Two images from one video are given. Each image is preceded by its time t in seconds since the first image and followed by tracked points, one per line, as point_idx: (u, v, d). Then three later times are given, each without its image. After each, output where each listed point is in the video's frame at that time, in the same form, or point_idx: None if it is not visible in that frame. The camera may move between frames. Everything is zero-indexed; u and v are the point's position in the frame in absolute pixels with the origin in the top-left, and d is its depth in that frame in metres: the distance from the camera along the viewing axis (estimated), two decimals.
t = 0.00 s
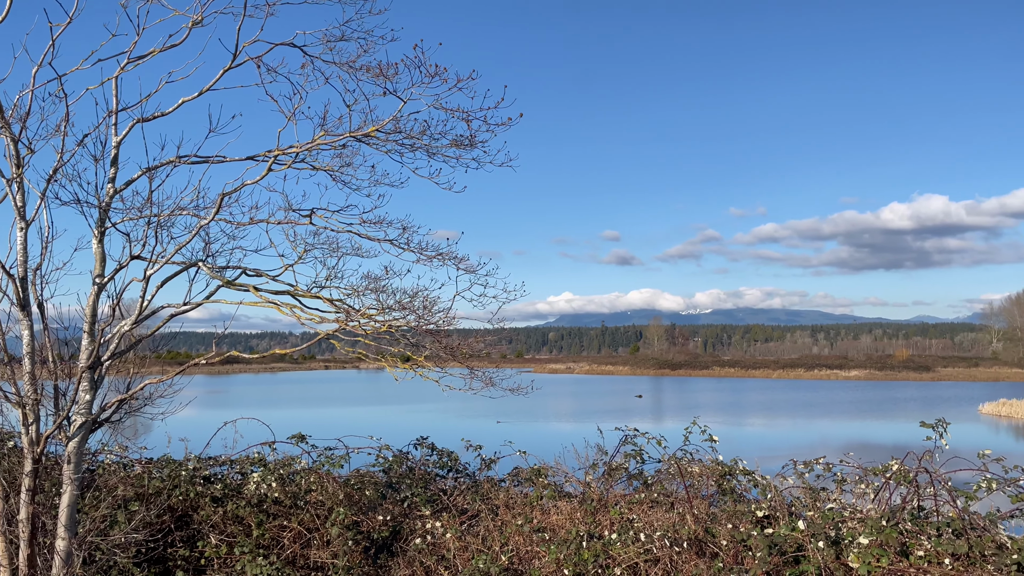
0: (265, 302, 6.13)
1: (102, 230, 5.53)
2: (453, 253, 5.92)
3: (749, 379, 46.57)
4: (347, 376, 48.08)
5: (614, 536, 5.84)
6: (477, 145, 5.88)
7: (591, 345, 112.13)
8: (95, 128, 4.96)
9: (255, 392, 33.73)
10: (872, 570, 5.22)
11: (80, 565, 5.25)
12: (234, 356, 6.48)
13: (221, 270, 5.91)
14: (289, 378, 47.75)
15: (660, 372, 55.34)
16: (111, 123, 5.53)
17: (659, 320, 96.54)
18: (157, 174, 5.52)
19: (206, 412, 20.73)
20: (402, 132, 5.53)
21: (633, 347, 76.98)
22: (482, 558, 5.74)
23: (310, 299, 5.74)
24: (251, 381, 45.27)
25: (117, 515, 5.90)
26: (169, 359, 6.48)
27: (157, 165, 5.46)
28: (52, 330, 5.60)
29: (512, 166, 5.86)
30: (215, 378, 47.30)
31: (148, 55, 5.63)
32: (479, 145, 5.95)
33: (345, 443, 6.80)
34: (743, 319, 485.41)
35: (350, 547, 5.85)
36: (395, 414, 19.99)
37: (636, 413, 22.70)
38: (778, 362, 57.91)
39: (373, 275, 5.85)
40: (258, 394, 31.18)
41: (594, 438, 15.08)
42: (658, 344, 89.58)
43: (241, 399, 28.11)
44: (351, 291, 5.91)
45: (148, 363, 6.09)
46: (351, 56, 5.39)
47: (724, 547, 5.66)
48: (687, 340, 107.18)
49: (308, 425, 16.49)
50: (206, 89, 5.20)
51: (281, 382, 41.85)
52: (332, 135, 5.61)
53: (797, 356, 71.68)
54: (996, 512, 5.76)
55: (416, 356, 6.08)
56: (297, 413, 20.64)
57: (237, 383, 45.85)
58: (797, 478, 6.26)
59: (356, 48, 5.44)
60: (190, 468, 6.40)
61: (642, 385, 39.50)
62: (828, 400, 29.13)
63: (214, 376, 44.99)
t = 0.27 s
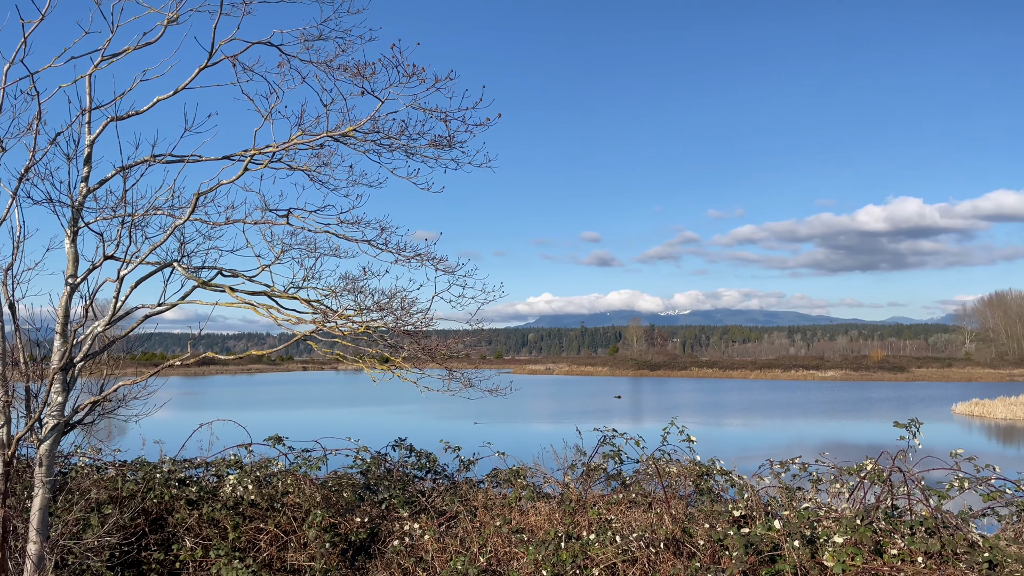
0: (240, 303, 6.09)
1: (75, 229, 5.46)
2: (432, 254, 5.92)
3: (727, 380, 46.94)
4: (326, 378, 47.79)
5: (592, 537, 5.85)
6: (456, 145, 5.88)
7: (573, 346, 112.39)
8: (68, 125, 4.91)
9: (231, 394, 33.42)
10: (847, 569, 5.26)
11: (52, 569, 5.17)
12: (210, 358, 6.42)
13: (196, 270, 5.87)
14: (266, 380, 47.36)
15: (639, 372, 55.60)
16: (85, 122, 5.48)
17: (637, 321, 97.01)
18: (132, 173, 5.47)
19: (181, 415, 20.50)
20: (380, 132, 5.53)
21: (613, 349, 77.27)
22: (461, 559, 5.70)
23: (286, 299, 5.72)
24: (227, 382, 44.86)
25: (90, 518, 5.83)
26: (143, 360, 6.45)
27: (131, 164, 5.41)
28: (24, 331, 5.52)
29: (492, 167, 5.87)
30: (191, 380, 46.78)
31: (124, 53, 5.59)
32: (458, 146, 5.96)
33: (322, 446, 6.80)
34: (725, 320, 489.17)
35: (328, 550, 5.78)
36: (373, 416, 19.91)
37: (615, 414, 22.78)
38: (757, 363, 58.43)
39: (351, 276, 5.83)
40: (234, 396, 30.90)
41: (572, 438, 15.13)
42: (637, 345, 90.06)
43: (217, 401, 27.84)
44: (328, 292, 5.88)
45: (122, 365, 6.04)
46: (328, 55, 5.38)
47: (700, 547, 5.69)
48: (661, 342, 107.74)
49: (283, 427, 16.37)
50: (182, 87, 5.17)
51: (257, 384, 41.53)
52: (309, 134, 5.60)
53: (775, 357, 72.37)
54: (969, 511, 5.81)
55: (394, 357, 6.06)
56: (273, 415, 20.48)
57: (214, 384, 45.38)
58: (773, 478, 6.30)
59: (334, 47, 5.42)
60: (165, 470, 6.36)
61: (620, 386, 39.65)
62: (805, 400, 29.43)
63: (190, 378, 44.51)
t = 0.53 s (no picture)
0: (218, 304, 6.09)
1: (47, 228, 5.39)
2: (410, 255, 5.91)
3: (706, 380, 47.26)
4: (304, 379, 47.51)
5: (571, 538, 5.85)
6: (434, 146, 5.86)
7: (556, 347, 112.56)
8: (41, 123, 4.85)
9: (208, 395, 33.10)
10: (822, 568, 5.30)
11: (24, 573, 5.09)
12: (187, 359, 6.37)
13: (172, 270, 5.86)
14: (244, 381, 46.94)
15: (619, 373, 55.79)
16: (58, 120, 5.42)
17: (618, 322, 97.43)
18: (106, 172, 5.42)
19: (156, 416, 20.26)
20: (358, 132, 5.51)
21: (593, 349, 77.53)
22: (439, 561, 5.69)
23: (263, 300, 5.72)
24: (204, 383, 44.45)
25: (63, 521, 5.74)
26: (117, 362, 6.38)
27: (106, 163, 5.38)
28: None
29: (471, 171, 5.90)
30: (166, 381, 46.24)
31: (98, 51, 5.53)
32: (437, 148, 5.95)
33: (300, 448, 6.77)
34: (708, 321, 492.22)
35: (305, 552, 5.74)
36: (352, 417, 19.81)
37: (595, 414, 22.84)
38: (736, 363, 58.87)
39: (329, 277, 5.82)
40: (211, 398, 30.61)
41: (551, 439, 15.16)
42: (616, 345, 90.48)
43: (193, 402, 27.56)
44: (307, 293, 5.88)
45: (97, 367, 5.98)
46: (306, 54, 5.35)
47: (679, 547, 5.72)
48: (643, 341, 108.02)
49: (260, 428, 16.25)
50: (158, 86, 5.13)
51: (235, 385, 41.19)
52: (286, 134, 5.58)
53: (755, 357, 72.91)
54: (942, 510, 5.87)
55: (372, 358, 6.05)
56: (251, 416, 20.31)
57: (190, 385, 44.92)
58: (750, 478, 6.35)
59: (311, 46, 5.40)
60: (140, 473, 6.30)
61: (599, 387, 39.77)
62: (783, 400, 29.70)
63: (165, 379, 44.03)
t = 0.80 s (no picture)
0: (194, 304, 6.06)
1: (20, 227, 5.33)
2: (388, 256, 5.91)
3: (684, 381, 47.60)
4: (283, 380, 47.21)
5: (549, 539, 5.85)
6: (413, 146, 5.86)
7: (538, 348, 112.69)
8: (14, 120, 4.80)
9: (184, 396, 32.77)
10: (797, 567, 5.35)
11: None
12: (162, 359, 6.30)
13: (147, 270, 5.89)
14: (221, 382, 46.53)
15: (598, 373, 56.05)
16: (32, 118, 5.38)
17: (598, 323, 97.86)
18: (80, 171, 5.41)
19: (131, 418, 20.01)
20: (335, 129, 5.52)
21: (573, 349, 77.79)
22: (417, 562, 5.67)
23: (240, 300, 5.76)
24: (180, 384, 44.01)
25: (35, 524, 5.65)
26: (91, 362, 6.29)
27: (81, 162, 5.40)
28: None
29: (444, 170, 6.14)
30: (142, 383, 45.72)
31: (73, 48, 5.51)
32: (416, 148, 5.96)
33: (277, 449, 6.73)
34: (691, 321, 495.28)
35: (282, 554, 5.70)
36: (331, 418, 19.71)
37: (575, 415, 22.91)
38: (715, 364, 59.35)
39: (307, 278, 5.83)
40: (188, 399, 30.29)
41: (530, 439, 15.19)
42: (596, 346, 90.91)
43: (168, 404, 27.26)
44: (284, 294, 5.90)
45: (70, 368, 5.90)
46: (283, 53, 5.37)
47: (656, 547, 5.74)
48: (622, 343, 108.70)
49: (236, 430, 16.14)
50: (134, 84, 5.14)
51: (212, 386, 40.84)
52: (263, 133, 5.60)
53: (734, 358, 73.58)
54: (916, 509, 5.92)
55: (350, 359, 6.04)
56: (228, 418, 20.16)
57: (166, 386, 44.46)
58: (727, 478, 6.39)
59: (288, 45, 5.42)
60: (114, 475, 6.23)
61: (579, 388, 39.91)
62: (760, 400, 29.97)
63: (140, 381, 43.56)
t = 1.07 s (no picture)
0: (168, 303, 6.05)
1: None
2: (365, 256, 5.90)
3: (663, 382, 47.90)
4: (260, 381, 46.87)
5: (527, 539, 5.85)
6: (391, 146, 5.84)
7: (521, 348, 112.79)
8: None
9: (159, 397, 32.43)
10: (772, 566, 5.39)
11: None
12: (137, 360, 6.23)
13: (120, 269, 5.86)
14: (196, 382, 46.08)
15: (578, 373, 56.26)
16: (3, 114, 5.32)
17: (576, 324, 98.15)
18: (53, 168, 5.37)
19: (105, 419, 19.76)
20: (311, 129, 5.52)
21: (553, 350, 77.98)
22: (394, 563, 5.67)
23: (215, 300, 5.78)
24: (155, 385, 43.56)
25: (6, 526, 5.56)
26: (61, 363, 6.20)
27: (53, 158, 5.38)
28: None
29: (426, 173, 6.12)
30: (116, 383, 45.15)
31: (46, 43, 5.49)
32: (394, 148, 5.91)
33: (253, 450, 6.67)
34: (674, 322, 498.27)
35: (258, 556, 5.66)
36: (309, 419, 19.63)
37: (554, 415, 22.96)
38: (693, 364, 59.77)
39: (283, 277, 5.84)
40: (163, 400, 29.99)
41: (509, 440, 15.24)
42: (575, 346, 91.28)
43: (143, 405, 26.96)
44: (259, 294, 5.91)
45: (41, 368, 5.81)
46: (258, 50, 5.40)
47: (633, 547, 5.76)
48: (600, 344, 109.35)
49: (211, 431, 16.03)
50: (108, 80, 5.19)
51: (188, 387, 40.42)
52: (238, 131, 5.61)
53: (712, 358, 74.16)
54: (889, 508, 5.98)
55: (327, 359, 6.02)
56: (205, 418, 20.01)
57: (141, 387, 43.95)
58: (704, 478, 6.43)
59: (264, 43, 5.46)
60: (87, 477, 6.14)
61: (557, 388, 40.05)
62: (737, 401, 30.22)
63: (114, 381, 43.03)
